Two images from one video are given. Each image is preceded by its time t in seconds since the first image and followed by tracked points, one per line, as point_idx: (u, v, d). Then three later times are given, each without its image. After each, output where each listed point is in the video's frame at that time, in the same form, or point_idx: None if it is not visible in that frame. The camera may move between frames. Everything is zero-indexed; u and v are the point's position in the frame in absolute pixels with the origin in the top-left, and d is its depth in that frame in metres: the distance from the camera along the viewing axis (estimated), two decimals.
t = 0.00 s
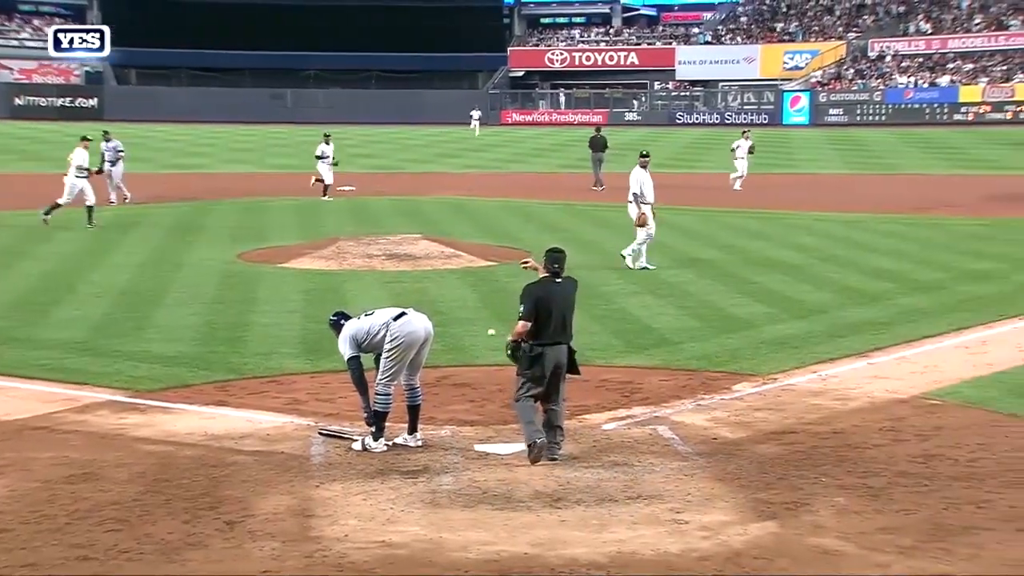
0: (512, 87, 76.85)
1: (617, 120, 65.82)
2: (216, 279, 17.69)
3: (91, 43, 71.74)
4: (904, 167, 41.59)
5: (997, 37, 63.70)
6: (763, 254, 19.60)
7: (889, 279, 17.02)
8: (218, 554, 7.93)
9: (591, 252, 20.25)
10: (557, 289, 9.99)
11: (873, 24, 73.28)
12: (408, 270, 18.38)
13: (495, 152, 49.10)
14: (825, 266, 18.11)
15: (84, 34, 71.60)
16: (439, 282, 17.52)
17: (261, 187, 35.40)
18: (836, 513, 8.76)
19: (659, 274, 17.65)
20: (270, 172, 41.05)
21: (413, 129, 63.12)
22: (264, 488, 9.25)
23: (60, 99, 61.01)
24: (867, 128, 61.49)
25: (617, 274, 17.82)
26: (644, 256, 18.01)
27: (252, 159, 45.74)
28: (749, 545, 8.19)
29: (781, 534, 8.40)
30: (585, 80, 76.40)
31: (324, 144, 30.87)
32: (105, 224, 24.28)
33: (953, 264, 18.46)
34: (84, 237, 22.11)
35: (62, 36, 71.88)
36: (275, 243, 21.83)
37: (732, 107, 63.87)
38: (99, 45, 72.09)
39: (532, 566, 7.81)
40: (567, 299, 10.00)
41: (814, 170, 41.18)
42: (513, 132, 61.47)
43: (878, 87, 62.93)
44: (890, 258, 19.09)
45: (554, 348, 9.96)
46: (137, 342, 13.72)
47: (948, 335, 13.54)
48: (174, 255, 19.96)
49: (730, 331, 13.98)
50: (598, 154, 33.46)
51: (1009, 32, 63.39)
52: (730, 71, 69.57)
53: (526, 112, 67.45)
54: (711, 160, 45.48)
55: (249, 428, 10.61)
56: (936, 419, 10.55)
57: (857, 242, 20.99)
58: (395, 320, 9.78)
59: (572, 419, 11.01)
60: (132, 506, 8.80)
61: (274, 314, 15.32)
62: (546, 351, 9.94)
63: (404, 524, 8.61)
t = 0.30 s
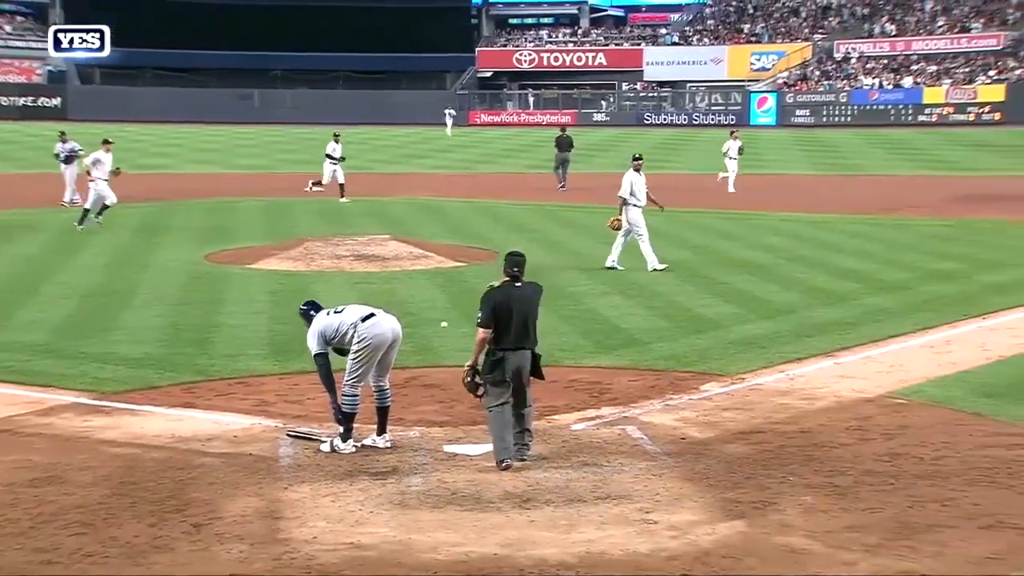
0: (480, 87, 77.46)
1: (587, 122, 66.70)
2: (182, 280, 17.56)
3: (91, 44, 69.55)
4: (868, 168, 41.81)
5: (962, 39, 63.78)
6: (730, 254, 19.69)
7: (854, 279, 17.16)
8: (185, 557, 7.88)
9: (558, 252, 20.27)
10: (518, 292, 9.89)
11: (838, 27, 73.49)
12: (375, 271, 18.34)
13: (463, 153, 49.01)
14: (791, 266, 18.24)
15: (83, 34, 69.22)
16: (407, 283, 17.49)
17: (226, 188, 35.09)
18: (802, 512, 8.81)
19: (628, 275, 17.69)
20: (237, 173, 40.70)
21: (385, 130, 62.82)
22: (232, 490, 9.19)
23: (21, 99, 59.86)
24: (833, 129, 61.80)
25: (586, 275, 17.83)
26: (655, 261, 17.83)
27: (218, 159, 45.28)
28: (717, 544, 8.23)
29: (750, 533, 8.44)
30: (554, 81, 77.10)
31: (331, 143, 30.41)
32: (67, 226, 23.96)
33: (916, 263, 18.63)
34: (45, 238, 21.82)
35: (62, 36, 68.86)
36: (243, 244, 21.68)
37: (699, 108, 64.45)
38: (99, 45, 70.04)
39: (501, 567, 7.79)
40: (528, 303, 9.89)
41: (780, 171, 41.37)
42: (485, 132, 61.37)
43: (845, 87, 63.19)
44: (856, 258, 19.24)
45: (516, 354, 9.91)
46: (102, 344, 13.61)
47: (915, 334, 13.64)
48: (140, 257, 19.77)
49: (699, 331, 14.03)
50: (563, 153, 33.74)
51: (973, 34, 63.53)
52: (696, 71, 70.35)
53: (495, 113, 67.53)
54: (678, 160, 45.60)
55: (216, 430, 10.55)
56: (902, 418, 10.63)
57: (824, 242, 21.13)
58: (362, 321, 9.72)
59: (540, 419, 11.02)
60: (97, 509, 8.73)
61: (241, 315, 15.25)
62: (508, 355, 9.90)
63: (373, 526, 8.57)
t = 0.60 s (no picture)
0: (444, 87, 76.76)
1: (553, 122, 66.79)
2: (143, 282, 17.35)
3: (91, 44, 72.26)
4: (833, 168, 41.94)
5: (924, 40, 64.58)
6: (697, 254, 19.71)
7: (821, 279, 17.21)
8: (144, 563, 7.74)
9: (525, 253, 20.22)
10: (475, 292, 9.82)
11: (804, 27, 73.92)
12: (340, 273, 18.23)
13: (428, 153, 48.94)
14: (758, 266, 18.26)
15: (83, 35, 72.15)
16: (373, 284, 17.38)
17: (188, 189, 34.83)
18: (770, 514, 8.76)
19: (595, 276, 17.63)
20: (200, 173, 40.49)
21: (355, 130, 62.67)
22: (193, 495, 9.05)
23: None
24: (798, 129, 61.92)
25: (552, 276, 17.76)
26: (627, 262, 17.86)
27: (180, 159, 44.92)
28: (684, 546, 8.16)
29: (717, 534, 8.38)
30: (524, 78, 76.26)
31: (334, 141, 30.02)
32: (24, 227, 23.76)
33: (883, 264, 18.70)
34: None
35: (62, 36, 71.54)
36: (205, 245, 21.50)
37: (666, 108, 64.74)
38: (99, 45, 72.67)
39: (465, 571, 7.70)
40: (485, 303, 9.81)
41: (745, 171, 41.48)
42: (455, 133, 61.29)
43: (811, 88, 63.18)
44: (823, 258, 19.29)
45: (477, 355, 9.78)
46: (59, 347, 13.40)
47: (882, 334, 13.66)
48: (99, 258, 19.55)
49: (666, 332, 14.00)
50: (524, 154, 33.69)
51: (936, 35, 64.26)
52: (663, 71, 70.28)
53: (460, 113, 67.29)
54: (643, 161, 45.70)
55: (177, 434, 10.40)
56: (869, 419, 10.62)
57: (791, 242, 21.18)
58: (326, 322, 9.60)
59: (507, 421, 10.93)
60: (54, 515, 8.57)
61: (202, 317, 15.09)
62: (469, 357, 9.76)
63: (337, 530, 8.46)
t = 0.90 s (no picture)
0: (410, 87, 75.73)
1: (519, 122, 66.57)
2: (104, 284, 17.14)
3: (91, 43, 70.87)
4: (797, 168, 42.24)
5: (890, 41, 65.76)
6: (665, 255, 19.72)
7: (788, 280, 17.26)
8: (104, 570, 7.60)
9: (491, 253, 20.17)
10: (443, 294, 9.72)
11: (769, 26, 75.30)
12: (305, 274, 18.10)
13: (393, 153, 48.71)
14: (725, 267, 18.30)
15: (82, 35, 70.78)
16: (339, 286, 17.29)
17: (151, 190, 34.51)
18: (738, 516, 8.71)
19: (563, 276, 17.61)
20: (162, 173, 40.15)
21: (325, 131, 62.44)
22: (155, 501, 8.90)
23: None
24: (765, 129, 62.24)
25: (518, 276, 17.72)
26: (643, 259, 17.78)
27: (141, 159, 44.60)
28: (652, 549, 8.10)
29: (684, 537, 8.33)
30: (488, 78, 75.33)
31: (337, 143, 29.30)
32: None
33: (849, 264, 18.78)
34: None
35: (62, 36, 70.30)
36: (167, 247, 21.29)
37: (632, 107, 64.62)
38: (99, 44, 71.24)
39: None
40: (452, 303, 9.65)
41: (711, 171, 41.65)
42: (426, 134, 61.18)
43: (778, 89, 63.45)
44: (789, 258, 19.39)
45: (442, 357, 9.59)
46: (17, 352, 13.20)
47: (850, 334, 13.70)
48: (58, 261, 19.29)
49: (634, 333, 13.97)
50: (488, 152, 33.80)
51: (901, 36, 65.21)
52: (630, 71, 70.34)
53: (425, 114, 66.92)
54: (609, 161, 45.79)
55: (138, 439, 10.25)
56: (836, 420, 10.60)
57: (758, 243, 21.25)
58: (291, 323, 9.49)
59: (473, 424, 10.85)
60: (10, 523, 8.39)
61: (164, 320, 14.93)
62: (435, 358, 9.60)
63: (302, 534, 8.34)
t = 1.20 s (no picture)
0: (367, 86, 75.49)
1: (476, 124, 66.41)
2: (56, 287, 16.98)
3: (91, 43, 70.76)
4: (753, 170, 42.59)
5: (844, 44, 66.95)
6: (624, 257, 19.80)
7: (745, 279, 17.41)
8: None
9: (449, 255, 20.18)
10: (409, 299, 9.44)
11: (726, 28, 75.19)
12: (262, 277, 18.06)
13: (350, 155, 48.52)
14: (684, 268, 18.41)
15: (83, 35, 70.71)
16: (296, 289, 17.26)
17: (105, 191, 34.24)
18: (695, 516, 8.74)
19: (521, 278, 17.67)
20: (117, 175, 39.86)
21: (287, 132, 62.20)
22: (109, 506, 8.80)
23: None
24: (721, 131, 61.95)
25: (475, 278, 17.75)
26: (603, 260, 17.83)
27: (96, 160, 44.33)
28: (611, 550, 8.10)
29: (642, 537, 8.35)
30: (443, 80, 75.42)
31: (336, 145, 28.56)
32: None
33: (807, 265, 18.95)
34: None
35: (62, 36, 70.17)
36: (121, 249, 21.10)
37: (590, 109, 65.30)
38: (99, 44, 71.10)
39: None
40: (412, 310, 9.35)
41: (670, 172, 41.86)
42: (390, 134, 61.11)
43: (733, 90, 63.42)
44: (747, 259, 19.55)
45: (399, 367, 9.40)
46: None
47: (806, 334, 13.82)
48: (8, 263, 19.07)
49: (592, 334, 14.03)
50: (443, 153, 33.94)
51: (854, 40, 66.88)
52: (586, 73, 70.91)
53: (382, 115, 67.05)
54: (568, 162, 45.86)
55: (91, 443, 10.15)
56: (792, 420, 10.67)
57: (715, 244, 21.39)
58: (249, 325, 9.39)
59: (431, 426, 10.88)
60: None
61: (118, 323, 14.84)
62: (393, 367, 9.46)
63: (259, 538, 8.28)
